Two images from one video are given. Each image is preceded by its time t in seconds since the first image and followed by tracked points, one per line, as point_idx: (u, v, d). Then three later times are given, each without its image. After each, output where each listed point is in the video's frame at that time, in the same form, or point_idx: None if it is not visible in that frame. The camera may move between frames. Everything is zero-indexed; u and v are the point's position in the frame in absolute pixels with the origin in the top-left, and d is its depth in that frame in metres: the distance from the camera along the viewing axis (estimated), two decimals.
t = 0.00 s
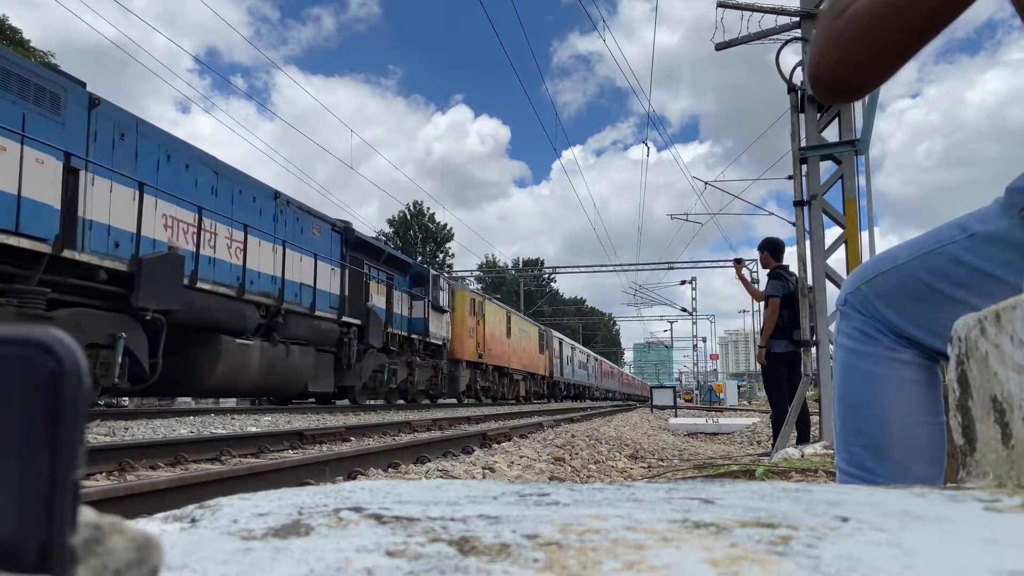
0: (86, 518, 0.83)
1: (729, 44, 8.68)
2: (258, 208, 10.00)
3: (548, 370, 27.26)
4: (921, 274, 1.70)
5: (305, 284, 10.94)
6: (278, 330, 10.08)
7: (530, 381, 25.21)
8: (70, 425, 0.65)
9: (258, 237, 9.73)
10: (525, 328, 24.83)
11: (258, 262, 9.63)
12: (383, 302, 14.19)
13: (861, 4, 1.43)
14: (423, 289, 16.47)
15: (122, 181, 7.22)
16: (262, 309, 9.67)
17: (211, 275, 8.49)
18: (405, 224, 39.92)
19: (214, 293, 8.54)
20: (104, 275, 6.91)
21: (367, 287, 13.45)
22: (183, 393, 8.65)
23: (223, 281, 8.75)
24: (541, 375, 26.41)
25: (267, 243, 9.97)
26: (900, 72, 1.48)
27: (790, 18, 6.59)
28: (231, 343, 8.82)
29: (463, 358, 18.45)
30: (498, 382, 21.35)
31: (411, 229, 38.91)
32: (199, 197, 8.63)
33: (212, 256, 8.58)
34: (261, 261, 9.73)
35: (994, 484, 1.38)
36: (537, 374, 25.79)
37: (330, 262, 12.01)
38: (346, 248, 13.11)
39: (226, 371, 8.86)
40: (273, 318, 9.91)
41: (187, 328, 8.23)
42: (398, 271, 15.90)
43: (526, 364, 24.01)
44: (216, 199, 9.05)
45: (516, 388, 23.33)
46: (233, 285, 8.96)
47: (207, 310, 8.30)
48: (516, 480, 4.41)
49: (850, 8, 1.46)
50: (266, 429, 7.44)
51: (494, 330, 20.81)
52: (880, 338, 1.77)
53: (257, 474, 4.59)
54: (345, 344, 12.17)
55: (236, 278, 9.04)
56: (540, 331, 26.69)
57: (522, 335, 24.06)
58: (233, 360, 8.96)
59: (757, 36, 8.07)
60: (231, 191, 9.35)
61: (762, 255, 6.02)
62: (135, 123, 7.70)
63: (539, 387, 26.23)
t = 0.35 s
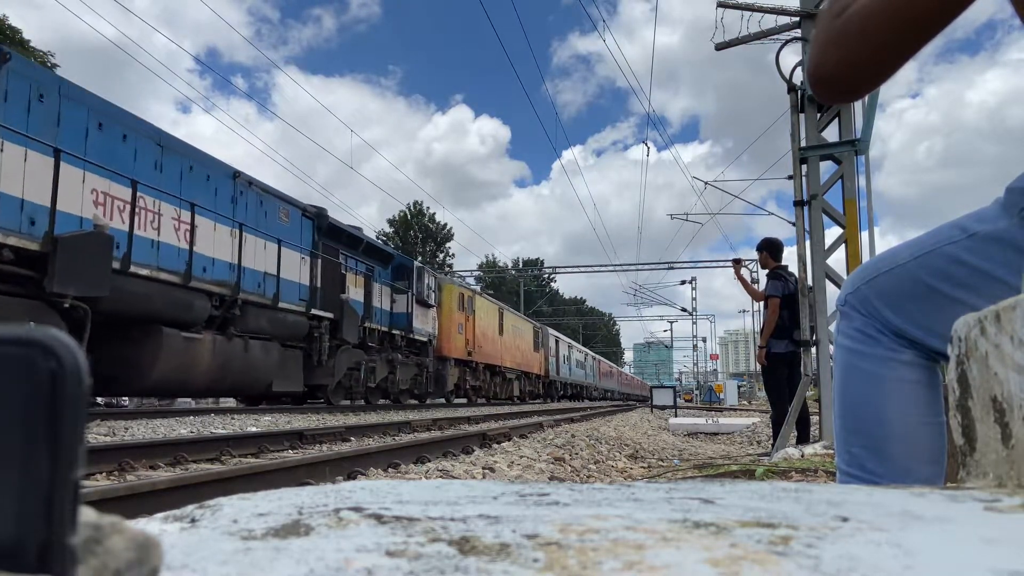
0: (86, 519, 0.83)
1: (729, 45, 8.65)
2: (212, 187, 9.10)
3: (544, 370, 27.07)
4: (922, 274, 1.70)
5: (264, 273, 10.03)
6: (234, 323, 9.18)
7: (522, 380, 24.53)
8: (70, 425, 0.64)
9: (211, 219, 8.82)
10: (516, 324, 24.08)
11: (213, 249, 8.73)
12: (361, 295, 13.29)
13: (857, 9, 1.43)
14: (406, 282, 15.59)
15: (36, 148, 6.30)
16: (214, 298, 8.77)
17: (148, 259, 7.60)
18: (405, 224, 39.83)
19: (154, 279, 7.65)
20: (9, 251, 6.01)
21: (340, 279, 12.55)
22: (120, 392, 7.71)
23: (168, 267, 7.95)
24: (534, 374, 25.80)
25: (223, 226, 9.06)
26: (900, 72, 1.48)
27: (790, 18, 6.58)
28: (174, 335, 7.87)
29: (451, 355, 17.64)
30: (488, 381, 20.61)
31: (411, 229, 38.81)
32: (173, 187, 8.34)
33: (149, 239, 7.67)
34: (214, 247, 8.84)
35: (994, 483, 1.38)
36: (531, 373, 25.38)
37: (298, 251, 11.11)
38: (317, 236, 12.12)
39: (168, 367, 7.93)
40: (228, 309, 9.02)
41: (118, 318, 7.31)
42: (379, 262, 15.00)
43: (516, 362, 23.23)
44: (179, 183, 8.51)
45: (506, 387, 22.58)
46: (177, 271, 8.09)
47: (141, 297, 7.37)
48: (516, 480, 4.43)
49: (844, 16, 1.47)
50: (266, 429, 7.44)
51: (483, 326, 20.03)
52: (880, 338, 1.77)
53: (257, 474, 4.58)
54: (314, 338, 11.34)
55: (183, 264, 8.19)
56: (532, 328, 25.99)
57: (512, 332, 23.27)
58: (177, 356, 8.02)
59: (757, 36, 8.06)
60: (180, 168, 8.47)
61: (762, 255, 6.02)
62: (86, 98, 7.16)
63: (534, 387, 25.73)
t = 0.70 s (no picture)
0: (86, 518, 0.83)
1: (728, 45, 8.62)
2: (157, 161, 8.19)
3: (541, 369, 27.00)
4: (922, 274, 1.70)
5: (222, 260, 9.11)
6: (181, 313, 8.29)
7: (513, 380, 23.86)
8: (70, 424, 0.64)
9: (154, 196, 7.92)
10: (506, 321, 23.35)
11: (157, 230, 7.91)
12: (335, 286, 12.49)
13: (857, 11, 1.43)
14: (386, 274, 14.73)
15: None
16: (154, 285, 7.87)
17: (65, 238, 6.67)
18: (405, 224, 39.70)
19: (76, 263, 6.78)
20: None
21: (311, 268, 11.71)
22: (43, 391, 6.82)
23: (95, 248, 7.03)
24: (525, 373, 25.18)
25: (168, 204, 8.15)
26: (900, 72, 1.48)
27: (790, 18, 6.59)
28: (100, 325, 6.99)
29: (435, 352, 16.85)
30: (476, 379, 19.92)
31: (411, 229, 38.70)
32: (145, 174, 7.95)
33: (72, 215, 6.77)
34: (157, 229, 7.93)
35: (994, 483, 1.38)
36: (525, 372, 25.01)
37: (262, 238, 10.19)
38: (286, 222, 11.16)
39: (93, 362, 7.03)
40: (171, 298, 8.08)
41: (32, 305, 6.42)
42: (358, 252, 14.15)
43: (505, 360, 22.46)
44: (137, 163, 7.90)
45: (495, 387, 21.84)
46: (109, 252, 7.19)
47: (57, 283, 6.52)
48: (517, 480, 4.45)
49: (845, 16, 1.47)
50: (266, 429, 7.44)
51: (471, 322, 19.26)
52: (880, 338, 1.77)
53: (257, 473, 4.58)
54: (281, 334, 10.45)
55: (113, 245, 7.25)
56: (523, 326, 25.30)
57: (501, 329, 22.50)
58: (105, 352, 7.12)
59: (757, 35, 8.05)
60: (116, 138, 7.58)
61: (761, 255, 6.02)
62: (26, 65, 6.54)
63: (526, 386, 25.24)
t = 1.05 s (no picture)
0: (86, 518, 0.83)
1: (728, 45, 8.58)
2: (87, 130, 7.20)
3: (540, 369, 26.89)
4: (921, 275, 1.70)
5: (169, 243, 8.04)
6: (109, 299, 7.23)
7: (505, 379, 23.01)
8: (70, 425, 0.64)
9: (80, 166, 6.88)
10: (498, 318, 22.32)
11: (82, 204, 6.85)
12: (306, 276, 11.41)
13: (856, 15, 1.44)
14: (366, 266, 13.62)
15: None
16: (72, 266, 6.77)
17: None
18: (405, 224, 39.63)
19: None
20: None
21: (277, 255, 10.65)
22: None
23: None
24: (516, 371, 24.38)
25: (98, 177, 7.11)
26: (900, 73, 1.48)
27: (790, 18, 6.58)
28: None
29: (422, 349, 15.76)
30: (466, 378, 18.96)
31: (411, 229, 38.62)
32: (87, 152, 7.15)
33: None
34: (86, 206, 6.91)
35: (994, 483, 1.38)
36: (520, 371, 24.54)
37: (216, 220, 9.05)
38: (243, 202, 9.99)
39: None
40: (99, 285, 7.10)
41: None
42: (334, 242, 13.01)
43: (496, 359, 21.36)
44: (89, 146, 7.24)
45: (486, 387, 20.85)
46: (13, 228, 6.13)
47: None
48: (517, 481, 4.45)
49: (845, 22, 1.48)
50: (266, 429, 7.44)
51: (461, 318, 18.18)
52: (879, 338, 1.78)
53: (257, 473, 4.59)
54: (240, 328, 9.45)
55: (24, 221, 6.26)
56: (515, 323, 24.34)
57: (492, 326, 21.46)
58: None
59: (757, 35, 8.04)
60: (36, 100, 6.61)
61: (761, 255, 6.02)
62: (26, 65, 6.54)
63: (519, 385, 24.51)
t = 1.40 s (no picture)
0: (86, 518, 0.83)
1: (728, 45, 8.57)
2: None
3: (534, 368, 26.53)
4: (921, 275, 1.70)
5: (99, 221, 6.93)
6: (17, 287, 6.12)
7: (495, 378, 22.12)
8: (71, 425, 0.64)
9: None
10: (488, 313, 21.30)
11: None
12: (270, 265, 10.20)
13: (866, 24, 1.45)
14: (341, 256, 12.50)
15: None
16: None
17: None
18: (405, 224, 39.55)
19: None
20: None
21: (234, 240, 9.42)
22: None
23: None
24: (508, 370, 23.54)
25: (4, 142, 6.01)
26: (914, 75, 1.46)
27: (790, 18, 6.58)
28: None
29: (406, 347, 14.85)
30: (455, 377, 18.08)
31: (411, 229, 38.54)
32: None
33: None
34: None
35: (994, 483, 1.38)
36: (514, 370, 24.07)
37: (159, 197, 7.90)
38: (195, 180, 8.74)
39: None
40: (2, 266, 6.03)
41: None
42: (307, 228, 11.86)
43: (485, 356, 20.34)
44: None
45: (475, 386, 19.89)
46: None
47: None
48: (517, 480, 4.46)
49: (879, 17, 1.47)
50: (266, 429, 7.44)
51: (448, 313, 17.16)
52: (879, 338, 1.77)
53: (257, 474, 4.58)
54: (188, 319, 8.30)
55: None
56: (506, 319, 23.37)
57: (482, 322, 20.43)
58: None
59: (757, 35, 8.03)
60: None
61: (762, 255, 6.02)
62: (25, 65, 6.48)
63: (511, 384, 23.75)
